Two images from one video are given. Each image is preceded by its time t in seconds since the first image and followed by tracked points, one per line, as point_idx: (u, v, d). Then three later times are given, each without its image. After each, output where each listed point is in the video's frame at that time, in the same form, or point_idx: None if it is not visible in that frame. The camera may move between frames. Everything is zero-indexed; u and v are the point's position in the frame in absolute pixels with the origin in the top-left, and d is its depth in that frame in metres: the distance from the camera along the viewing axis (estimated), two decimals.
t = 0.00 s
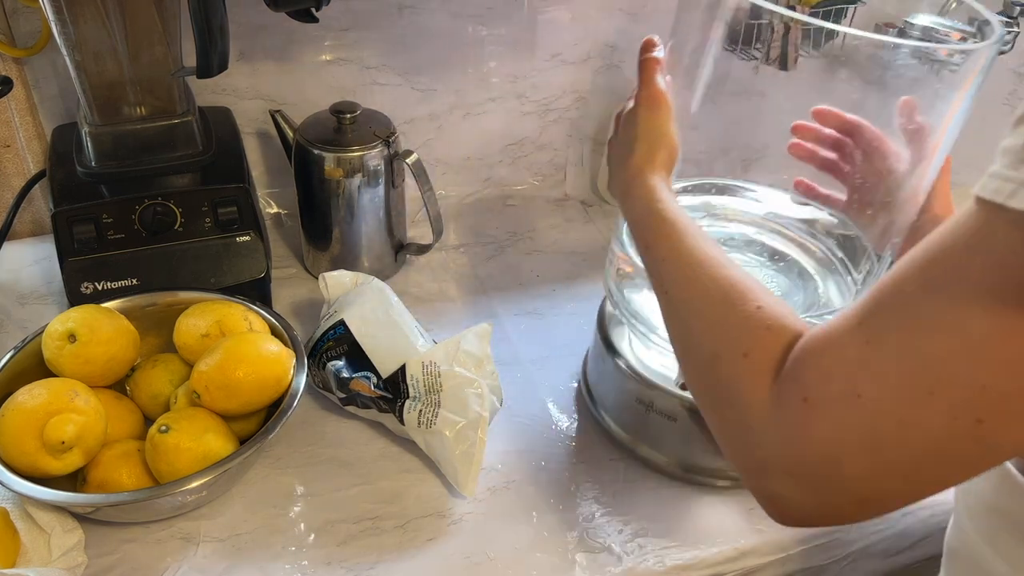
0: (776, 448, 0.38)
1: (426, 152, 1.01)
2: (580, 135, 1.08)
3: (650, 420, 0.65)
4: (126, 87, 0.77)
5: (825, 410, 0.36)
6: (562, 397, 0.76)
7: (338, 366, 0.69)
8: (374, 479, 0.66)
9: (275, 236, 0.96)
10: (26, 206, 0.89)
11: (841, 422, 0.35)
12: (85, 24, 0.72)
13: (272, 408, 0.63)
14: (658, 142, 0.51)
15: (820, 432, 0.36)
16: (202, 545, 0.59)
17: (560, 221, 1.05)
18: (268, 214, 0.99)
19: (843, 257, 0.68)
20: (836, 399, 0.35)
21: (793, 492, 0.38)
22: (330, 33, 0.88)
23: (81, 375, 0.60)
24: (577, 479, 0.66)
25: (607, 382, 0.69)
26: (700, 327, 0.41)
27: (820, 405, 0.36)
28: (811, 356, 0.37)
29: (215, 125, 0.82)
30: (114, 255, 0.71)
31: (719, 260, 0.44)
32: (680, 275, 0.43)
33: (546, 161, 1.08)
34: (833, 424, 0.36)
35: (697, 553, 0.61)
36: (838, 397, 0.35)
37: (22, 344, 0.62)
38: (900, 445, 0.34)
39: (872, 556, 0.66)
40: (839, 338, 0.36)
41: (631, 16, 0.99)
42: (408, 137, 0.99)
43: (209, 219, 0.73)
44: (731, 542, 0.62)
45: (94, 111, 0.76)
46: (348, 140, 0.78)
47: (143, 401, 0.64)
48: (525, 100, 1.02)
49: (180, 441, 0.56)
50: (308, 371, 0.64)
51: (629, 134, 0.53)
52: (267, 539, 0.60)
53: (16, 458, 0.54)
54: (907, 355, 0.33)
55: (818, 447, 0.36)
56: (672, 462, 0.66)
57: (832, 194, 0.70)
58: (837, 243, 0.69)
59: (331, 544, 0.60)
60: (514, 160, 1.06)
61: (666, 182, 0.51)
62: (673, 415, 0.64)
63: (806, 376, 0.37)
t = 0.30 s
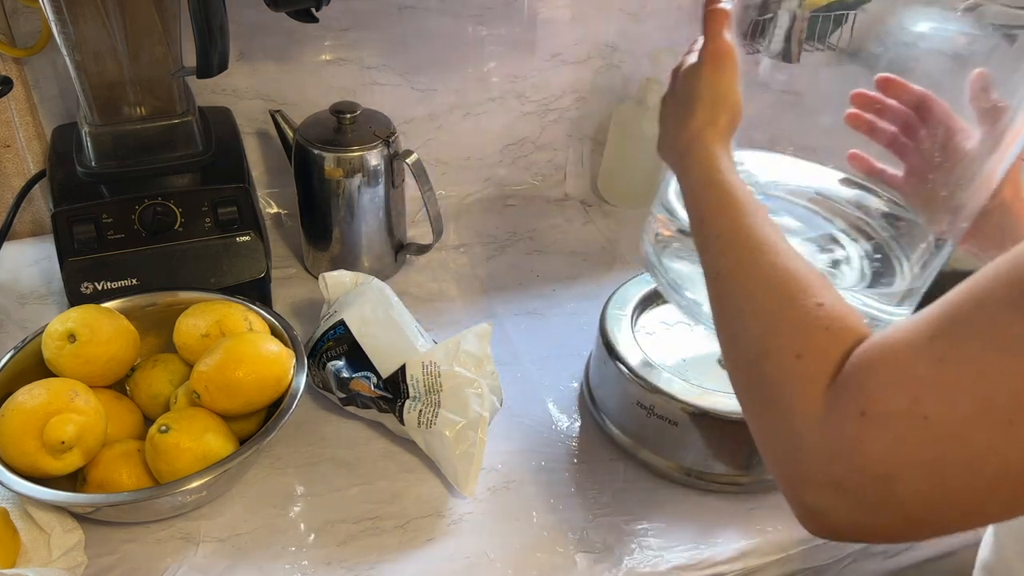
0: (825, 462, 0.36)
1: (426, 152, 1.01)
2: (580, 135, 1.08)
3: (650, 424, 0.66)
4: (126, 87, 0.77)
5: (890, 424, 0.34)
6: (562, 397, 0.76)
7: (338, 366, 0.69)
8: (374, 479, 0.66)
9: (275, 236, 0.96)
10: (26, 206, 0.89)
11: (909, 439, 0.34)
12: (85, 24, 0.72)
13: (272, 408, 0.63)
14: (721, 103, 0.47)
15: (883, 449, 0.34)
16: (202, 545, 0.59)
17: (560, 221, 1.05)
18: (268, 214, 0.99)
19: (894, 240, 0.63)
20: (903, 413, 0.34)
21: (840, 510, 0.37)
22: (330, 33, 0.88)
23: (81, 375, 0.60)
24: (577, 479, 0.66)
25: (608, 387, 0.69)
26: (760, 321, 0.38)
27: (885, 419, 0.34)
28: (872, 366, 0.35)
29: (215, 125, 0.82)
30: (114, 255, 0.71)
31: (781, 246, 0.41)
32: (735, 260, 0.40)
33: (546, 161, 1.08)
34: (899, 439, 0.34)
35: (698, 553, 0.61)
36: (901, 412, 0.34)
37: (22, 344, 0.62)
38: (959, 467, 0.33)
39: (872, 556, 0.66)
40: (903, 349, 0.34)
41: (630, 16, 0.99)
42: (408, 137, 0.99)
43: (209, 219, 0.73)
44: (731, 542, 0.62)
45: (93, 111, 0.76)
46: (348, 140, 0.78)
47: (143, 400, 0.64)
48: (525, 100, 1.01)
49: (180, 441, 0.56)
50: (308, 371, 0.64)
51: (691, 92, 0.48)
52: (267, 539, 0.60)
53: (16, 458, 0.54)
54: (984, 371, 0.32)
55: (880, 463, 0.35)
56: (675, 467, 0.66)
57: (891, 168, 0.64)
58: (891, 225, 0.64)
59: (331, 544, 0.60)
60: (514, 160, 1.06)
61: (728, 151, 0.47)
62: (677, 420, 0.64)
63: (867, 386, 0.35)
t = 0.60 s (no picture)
0: (845, 455, 0.37)
1: (426, 152, 1.01)
2: (580, 134, 1.08)
3: (650, 424, 0.66)
4: (126, 87, 0.77)
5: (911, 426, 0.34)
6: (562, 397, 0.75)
7: (338, 366, 0.69)
8: (374, 479, 0.65)
9: (275, 236, 0.96)
10: (26, 206, 0.89)
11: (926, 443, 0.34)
12: (85, 24, 0.72)
13: (271, 408, 0.63)
14: (853, 92, 0.47)
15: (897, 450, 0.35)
16: (202, 545, 0.59)
17: (560, 221, 1.04)
18: (268, 214, 0.99)
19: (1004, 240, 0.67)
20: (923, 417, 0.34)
21: (854, 507, 0.37)
22: (330, 33, 0.88)
23: (81, 375, 0.60)
24: (577, 479, 0.66)
25: (607, 387, 0.69)
26: (833, 306, 0.39)
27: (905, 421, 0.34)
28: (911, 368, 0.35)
29: (214, 125, 0.82)
30: (114, 255, 0.71)
31: (880, 243, 0.40)
32: (827, 247, 0.41)
33: (546, 161, 1.08)
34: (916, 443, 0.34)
35: (698, 553, 0.61)
36: (924, 414, 0.34)
37: (22, 345, 0.62)
38: (972, 479, 0.33)
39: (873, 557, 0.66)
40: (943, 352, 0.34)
41: (630, 16, 0.99)
42: (408, 137, 0.99)
43: (209, 219, 0.73)
44: (731, 542, 0.62)
45: (94, 111, 0.76)
46: (348, 140, 0.78)
47: (143, 401, 0.64)
48: (525, 100, 1.01)
49: (180, 441, 0.56)
50: (308, 371, 0.64)
51: (821, 84, 0.48)
52: (267, 539, 0.60)
53: (17, 458, 0.54)
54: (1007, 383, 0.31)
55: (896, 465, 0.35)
56: (675, 467, 0.66)
57: None
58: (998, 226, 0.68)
59: (331, 544, 0.60)
60: (514, 160, 1.06)
61: (862, 141, 0.46)
62: (676, 420, 0.64)
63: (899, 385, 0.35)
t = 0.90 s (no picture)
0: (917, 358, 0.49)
1: (427, 151, 1.01)
2: (580, 135, 1.08)
3: (651, 424, 0.66)
4: (126, 87, 0.77)
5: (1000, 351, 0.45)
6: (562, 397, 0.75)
7: (337, 366, 0.69)
8: (374, 479, 0.65)
9: (275, 236, 0.96)
10: (27, 206, 0.89)
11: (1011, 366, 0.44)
12: (85, 24, 0.72)
13: (271, 408, 0.63)
14: None
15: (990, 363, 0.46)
16: (202, 545, 0.59)
17: (560, 221, 1.04)
18: (268, 214, 0.99)
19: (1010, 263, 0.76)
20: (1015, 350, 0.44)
21: (913, 399, 0.50)
22: (330, 33, 0.88)
23: (81, 375, 0.60)
24: (577, 479, 0.66)
25: (608, 387, 0.69)
26: (954, 231, 0.50)
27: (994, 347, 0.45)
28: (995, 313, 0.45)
29: (214, 125, 0.82)
30: (113, 255, 0.71)
31: (1007, 179, 0.49)
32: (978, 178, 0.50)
33: (546, 161, 1.08)
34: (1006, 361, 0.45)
35: (697, 552, 0.61)
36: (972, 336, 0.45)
37: (22, 345, 0.62)
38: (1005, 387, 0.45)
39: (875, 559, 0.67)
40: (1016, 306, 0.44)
41: (630, 16, 0.99)
42: (409, 137, 0.99)
43: (209, 219, 0.73)
44: (730, 542, 0.62)
45: (93, 111, 0.76)
46: (348, 140, 0.78)
47: (143, 401, 0.64)
48: (526, 100, 1.01)
49: (180, 441, 0.56)
50: (307, 371, 0.64)
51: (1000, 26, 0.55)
52: (267, 539, 0.60)
53: (16, 458, 0.54)
54: None
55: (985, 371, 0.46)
56: (675, 468, 0.66)
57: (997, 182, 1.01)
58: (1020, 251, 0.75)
59: (330, 544, 0.60)
60: (514, 160, 1.06)
61: None
62: (676, 420, 0.64)
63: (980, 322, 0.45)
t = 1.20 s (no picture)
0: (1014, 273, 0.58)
1: (427, 151, 1.01)
2: (580, 135, 1.08)
3: (650, 424, 0.66)
4: (126, 87, 0.77)
5: None
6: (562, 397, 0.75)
7: (338, 366, 0.69)
8: (374, 479, 0.66)
9: (275, 236, 0.96)
10: (27, 206, 0.90)
11: None
12: (85, 24, 0.72)
13: (272, 408, 0.63)
14: None
15: None
16: (202, 545, 0.59)
17: (560, 221, 1.04)
18: (268, 214, 0.99)
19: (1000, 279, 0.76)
20: None
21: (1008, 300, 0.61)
22: (330, 33, 0.88)
23: (81, 375, 0.61)
24: (578, 478, 0.67)
25: (608, 387, 0.69)
26: None
27: None
28: None
29: (214, 125, 0.82)
30: (113, 256, 0.71)
31: None
32: None
33: (546, 160, 1.08)
34: None
35: (697, 552, 0.61)
36: None
37: (22, 345, 0.62)
38: None
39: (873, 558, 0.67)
40: None
41: (630, 16, 0.99)
42: (409, 137, 0.99)
43: (209, 219, 0.73)
44: (731, 542, 0.62)
45: (94, 111, 0.76)
46: (348, 140, 0.78)
47: (144, 400, 0.64)
48: (526, 100, 1.02)
49: (180, 441, 0.56)
50: (307, 371, 0.64)
51: None
52: (267, 539, 0.60)
53: (17, 458, 0.54)
54: None
55: None
56: (674, 467, 0.66)
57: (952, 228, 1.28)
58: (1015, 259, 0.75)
59: (331, 544, 0.60)
60: (514, 160, 1.06)
61: None
62: (676, 420, 0.64)
63: None
